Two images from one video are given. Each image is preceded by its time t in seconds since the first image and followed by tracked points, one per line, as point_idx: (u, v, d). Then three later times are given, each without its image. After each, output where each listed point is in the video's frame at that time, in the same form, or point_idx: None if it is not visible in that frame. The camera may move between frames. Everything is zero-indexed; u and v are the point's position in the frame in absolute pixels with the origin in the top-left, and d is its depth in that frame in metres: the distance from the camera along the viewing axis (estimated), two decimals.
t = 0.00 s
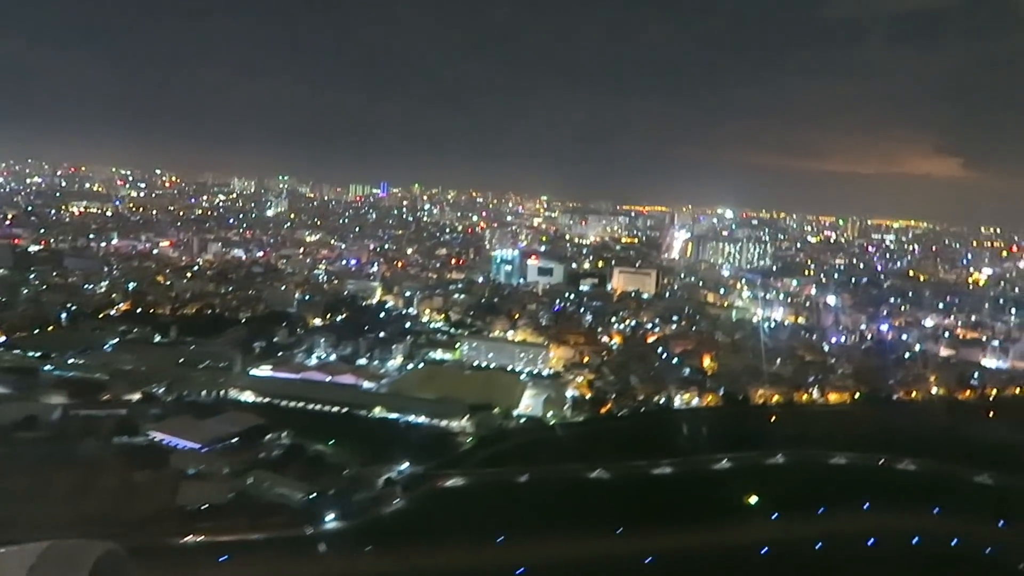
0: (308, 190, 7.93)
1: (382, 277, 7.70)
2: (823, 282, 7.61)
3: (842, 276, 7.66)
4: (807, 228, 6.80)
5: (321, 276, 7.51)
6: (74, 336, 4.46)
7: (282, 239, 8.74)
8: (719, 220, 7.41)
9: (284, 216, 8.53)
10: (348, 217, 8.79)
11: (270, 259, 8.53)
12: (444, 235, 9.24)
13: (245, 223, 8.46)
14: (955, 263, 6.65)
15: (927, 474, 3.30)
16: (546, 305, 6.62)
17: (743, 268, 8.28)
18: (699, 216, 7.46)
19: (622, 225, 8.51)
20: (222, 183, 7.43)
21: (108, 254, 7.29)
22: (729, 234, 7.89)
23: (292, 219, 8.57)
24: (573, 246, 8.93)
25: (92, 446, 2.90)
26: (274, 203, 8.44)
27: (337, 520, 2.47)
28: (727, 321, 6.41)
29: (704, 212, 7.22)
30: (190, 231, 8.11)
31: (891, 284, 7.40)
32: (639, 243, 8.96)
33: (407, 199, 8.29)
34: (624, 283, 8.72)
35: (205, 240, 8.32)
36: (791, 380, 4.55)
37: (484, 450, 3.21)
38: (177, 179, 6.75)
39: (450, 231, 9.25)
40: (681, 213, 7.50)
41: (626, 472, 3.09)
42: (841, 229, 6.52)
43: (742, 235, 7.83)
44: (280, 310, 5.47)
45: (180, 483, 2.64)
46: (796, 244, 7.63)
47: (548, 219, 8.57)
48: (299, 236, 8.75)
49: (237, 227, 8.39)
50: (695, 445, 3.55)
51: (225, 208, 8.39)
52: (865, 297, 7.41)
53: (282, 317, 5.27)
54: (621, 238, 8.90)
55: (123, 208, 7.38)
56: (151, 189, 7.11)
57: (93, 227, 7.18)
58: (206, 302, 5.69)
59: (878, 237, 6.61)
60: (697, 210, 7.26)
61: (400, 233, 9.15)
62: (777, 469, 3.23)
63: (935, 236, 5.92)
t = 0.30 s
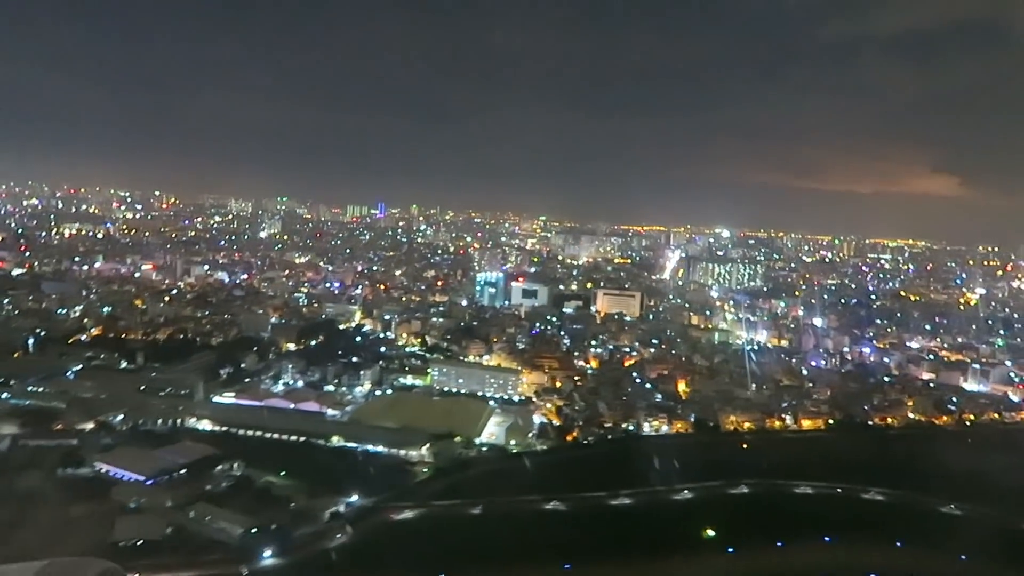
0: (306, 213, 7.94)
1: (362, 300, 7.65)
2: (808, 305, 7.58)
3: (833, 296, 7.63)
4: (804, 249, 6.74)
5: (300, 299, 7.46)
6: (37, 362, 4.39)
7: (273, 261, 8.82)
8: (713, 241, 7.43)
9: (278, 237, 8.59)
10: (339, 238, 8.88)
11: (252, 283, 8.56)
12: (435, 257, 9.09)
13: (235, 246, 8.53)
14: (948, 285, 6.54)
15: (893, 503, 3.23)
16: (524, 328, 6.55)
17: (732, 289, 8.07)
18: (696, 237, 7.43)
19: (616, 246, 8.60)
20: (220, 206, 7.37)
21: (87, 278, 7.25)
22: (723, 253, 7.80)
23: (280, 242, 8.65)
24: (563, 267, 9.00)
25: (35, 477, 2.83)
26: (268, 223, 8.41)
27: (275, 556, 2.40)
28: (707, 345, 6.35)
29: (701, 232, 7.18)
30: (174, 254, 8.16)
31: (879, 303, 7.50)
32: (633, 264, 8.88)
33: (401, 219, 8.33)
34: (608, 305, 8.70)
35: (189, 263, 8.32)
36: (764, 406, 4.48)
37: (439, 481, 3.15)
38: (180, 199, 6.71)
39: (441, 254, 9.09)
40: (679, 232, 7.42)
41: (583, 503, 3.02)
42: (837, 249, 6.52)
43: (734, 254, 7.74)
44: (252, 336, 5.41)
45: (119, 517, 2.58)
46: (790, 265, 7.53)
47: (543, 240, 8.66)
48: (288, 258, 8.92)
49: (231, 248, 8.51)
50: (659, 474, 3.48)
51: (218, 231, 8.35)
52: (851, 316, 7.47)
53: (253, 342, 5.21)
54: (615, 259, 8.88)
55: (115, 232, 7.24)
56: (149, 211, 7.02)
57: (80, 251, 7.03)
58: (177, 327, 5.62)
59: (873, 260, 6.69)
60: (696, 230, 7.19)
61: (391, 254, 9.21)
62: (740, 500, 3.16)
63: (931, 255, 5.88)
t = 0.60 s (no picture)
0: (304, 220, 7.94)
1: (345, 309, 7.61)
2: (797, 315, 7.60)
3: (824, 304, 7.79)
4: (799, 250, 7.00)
5: (281, 308, 7.43)
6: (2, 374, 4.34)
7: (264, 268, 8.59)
8: (710, 246, 7.69)
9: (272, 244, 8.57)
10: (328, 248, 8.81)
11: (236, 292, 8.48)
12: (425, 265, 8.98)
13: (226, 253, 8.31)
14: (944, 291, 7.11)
15: (857, 517, 3.18)
16: (504, 337, 6.52)
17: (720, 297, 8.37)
18: (692, 241, 7.67)
19: (611, 252, 8.70)
20: (218, 211, 7.42)
21: (67, 288, 7.13)
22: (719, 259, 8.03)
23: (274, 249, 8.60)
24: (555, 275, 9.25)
25: None
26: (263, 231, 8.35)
27: None
28: (688, 353, 6.31)
29: (701, 237, 7.32)
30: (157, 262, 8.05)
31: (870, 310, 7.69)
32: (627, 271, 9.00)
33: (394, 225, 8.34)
34: (593, 313, 8.77)
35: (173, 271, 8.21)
36: (738, 416, 4.42)
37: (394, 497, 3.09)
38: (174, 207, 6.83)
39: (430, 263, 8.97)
40: (679, 237, 7.56)
41: (539, 518, 2.96)
42: (836, 254, 6.93)
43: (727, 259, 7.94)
44: (225, 347, 5.36)
45: (57, 537, 2.52)
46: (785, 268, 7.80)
47: (538, 246, 8.91)
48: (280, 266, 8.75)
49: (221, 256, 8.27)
50: (623, 488, 3.42)
51: (212, 239, 8.17)
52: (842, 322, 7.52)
53: (226, 353, 5.17)
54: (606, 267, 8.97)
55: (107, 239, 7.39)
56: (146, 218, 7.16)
57: (68, 260, 7.08)
58: (151, 339, 5.58)
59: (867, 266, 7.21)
60: (696, 235, 7.32)
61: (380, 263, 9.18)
62: (701, 514, 3.10)
63: (931, 261, 6.33)
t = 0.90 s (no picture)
0: (301, 219, 8.89)
1: (324, 310, 7.56)
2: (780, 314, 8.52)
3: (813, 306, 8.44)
4: (796, 249, 7.78)
5: (261, 310, 7.40)
6: None
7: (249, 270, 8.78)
8: (706, 244, 8.70)
9: (264, 245, 9.04)
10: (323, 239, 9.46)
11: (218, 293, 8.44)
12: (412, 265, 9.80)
13: (211, 252, 8.39)
14: (935, 290, 7.89)
15: (818, 524, 3.12)
16: (482, 339, 6.49)
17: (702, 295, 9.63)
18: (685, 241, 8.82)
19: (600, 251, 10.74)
20: (213, 211, 7.79)
21: (44, 291, 6.94)
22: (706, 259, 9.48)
23: (263, 249, 9.01)
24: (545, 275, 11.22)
25: None
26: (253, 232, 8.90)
27: None
28: (666, 354, 6.27)
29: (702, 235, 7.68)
30: (140, 263, 7.87)
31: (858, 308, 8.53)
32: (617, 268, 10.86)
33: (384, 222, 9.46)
34: (576, 313, 8.67)
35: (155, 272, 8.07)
36: (708, 419, 4.38)
37: (347, 505, 3.04)
38: (177, 208, 6.93)
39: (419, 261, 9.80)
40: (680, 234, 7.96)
41: (492, 528, 2.91)
42: (834, 250, 7.33)
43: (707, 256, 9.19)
44: (195, 351, 5.30)
45: None
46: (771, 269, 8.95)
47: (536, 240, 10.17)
48: (265, 268, 8.97)
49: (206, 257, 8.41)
50: (583, 496, 3.38)
51: (202, 240, 8.39)
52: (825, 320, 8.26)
53: (197, 357, 5.13)
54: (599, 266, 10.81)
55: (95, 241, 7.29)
56: (141, 218, 7.16)
57: (53, 261, 6.95)
58: (122, 342, 5.53)
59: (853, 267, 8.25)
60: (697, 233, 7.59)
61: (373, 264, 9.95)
62: (658, 522, 3.05)
63: (930, 255, 6.57)
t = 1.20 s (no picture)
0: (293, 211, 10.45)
1: (301, 304, 7.51)
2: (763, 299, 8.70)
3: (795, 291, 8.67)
4: (792, 233, 7.82)
5: (237, 304, 7.35)
6: None
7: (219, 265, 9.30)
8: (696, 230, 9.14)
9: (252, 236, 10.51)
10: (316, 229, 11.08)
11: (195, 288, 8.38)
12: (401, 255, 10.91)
13: (198, 248, 9.51)
14: (923, 274, 7.76)
15: (776, 518, 3.09)
16: (458, 331, 6.44)
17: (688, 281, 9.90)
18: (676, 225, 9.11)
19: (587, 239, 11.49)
20: (205, 204, 9.31)
21: (20, 287, 6.86)
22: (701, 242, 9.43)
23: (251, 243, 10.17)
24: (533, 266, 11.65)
25: None
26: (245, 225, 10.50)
27: None
28: (643, 345, 6.23)
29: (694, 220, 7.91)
30: (118, 258, 8.26)
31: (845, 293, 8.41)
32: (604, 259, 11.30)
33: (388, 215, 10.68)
34: (556, 303, 8.52)
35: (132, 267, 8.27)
36: (677, 411, 4.34)
37: (298, 506, 3.00)
38: (165, 198, 8.26)
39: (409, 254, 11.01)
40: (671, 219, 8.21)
41: (442, 526, 2.88)
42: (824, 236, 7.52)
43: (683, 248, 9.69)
44: (164, 347, 5.26)
45: None
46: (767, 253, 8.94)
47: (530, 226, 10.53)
48: (250, 258, 9.97)
49: (192, 251, 9.38)
50: (542, 492, 3.34)
51: (185, 234, 9.53)
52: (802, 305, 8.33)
53: (165, 354, 5.09)
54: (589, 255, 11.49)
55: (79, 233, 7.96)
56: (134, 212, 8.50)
57: (33, 257, 7.08)
58: (91, 339, 5.48)
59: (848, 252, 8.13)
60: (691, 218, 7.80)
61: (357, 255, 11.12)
62: (613, 519, 3.02)
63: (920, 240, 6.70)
